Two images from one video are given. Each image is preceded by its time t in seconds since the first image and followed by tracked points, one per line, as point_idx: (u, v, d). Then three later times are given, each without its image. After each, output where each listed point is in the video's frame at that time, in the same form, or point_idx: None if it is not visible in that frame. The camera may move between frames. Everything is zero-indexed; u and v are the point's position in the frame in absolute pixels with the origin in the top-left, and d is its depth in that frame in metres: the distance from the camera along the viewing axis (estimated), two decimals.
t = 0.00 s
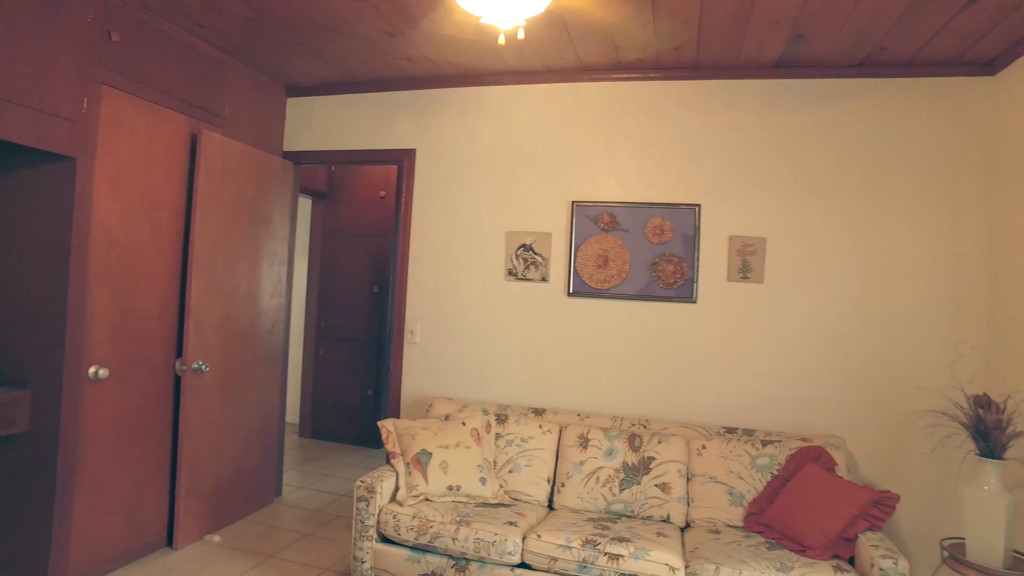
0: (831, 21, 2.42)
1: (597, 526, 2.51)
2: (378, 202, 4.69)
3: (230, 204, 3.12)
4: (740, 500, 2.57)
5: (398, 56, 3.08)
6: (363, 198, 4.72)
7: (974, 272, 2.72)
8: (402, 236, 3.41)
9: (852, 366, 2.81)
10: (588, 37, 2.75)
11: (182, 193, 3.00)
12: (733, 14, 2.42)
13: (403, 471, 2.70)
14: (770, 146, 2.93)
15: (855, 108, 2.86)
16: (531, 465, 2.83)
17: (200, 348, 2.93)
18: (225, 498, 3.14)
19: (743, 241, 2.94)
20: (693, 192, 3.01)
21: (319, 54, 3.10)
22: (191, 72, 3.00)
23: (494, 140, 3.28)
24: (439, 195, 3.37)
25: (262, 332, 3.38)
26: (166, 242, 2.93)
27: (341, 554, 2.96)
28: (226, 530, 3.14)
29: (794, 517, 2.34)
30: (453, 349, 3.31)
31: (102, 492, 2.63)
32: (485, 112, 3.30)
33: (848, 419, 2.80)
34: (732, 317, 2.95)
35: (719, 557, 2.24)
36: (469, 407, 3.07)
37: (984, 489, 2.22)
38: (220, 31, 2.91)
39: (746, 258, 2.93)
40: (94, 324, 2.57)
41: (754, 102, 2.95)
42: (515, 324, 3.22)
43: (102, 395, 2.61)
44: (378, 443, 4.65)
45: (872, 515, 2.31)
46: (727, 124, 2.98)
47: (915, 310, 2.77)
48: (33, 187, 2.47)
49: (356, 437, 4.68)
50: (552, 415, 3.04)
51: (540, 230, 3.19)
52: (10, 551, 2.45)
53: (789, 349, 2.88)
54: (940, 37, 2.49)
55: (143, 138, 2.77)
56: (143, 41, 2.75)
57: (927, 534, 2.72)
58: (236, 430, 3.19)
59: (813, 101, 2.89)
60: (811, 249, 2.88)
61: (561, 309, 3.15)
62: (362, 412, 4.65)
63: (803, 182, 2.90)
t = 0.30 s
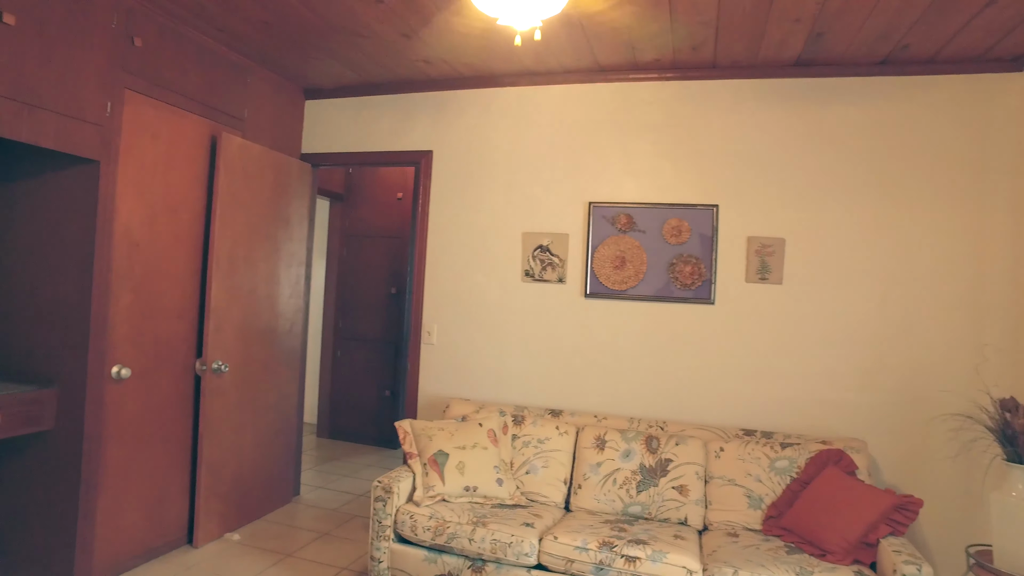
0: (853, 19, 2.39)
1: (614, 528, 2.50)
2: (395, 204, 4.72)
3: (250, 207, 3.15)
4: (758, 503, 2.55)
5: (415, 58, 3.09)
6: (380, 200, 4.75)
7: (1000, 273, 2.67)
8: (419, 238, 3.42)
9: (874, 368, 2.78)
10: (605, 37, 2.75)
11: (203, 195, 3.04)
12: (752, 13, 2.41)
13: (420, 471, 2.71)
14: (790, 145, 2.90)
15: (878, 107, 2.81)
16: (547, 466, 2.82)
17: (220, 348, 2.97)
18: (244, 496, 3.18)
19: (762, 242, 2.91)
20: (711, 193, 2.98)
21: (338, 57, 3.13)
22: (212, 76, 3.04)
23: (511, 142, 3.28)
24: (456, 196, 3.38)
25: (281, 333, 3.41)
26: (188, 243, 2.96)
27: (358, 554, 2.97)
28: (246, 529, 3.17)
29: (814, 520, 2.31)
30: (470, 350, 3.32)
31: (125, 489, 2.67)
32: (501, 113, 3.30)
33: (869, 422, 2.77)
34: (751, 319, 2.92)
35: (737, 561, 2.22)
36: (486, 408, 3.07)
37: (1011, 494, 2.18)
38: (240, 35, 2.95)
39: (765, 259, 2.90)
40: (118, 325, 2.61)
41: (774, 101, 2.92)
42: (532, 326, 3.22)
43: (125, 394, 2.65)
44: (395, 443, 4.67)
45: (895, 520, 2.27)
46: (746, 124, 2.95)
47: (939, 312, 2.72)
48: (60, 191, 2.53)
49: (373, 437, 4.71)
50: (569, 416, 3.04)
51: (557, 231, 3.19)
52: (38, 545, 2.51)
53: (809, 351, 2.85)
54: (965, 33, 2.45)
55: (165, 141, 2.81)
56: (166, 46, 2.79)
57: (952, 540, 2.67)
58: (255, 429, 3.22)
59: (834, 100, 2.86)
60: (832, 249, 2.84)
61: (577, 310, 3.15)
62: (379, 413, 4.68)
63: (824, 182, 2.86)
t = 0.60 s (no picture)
0: (874, 17, 2.36)
1: (631, 531, 2.49)
2: (413, 205, 4.74)
3: (269, 208, 3.18)
4: (778, 506, 2.52)
5: (432, 60, 3.11)
6: (398, 201, 4.77)
7: None
8: (436, 239, 3.43)
9: (897, 371, 2.73)
10: (623, 38, 2.74)
11: (223, 197, 3.07)
12: (771, 12, 2.39)
13: (437, 472, 2.72)
14: (810, 145, 2.87)
15: (901, 105, 2.77)
16: (565, 468, 2.82)
17: (240, 349, 3.00)
18: (263, 496, 3.20)
19: (781, 243, 2.88)
20: (730, 193, 2.96)
21: (356, 60, 3.14)
22: (232, 79, 3.07)
23: (528, 143, 3.28)
24: (473, 198, 3.39)
25: (299, 334, 3.44)
26: (208, 245, 3.00)
27: (375, 554, 2.98)
28: (264, 528, 3.20)
29: (834, 525, 2.28)
30: (487, 351, 3.32)
31: (148, 488, 2.71)
32: (518, 114, 3.30)
33: (892, 426, 2.73)
34: (771, 320, 2.89)
35: (756, 565, 2.20)
36: (503, 409, 3.07)
37: None
38: (260, 39, 2.98)
39: (785, 260, 2.87)
40: (140, 325, 2.65)
41: (794, 100, 2.89)
42: (549, 327, 3.21)
43: (147, 394, 2.69)
44: (412, 444, 4.69)
45: (918, 525, 2.22)
46: (765, 123, 2.92)
47: (965, 314, 2.67)
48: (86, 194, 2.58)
49: (390, 437, 4.73)
50: (586, 418, 3.03)
51: (574, 232, 3.18)
52: (64, 541, 2.56)
53: (830, 353, 2.81)
54: (991, 30, 2.41)
55: (186, 144, 2.84)
56: (188, 51, 2.83)
57: (978, 546, 2.62)
58: (274, 429, 3.25)
59: (855, 98, 2.82)
60: (854, 250, 2.81)
61: (595, 312, 3.14)
62: (396, 413, 4.70)
63: (845, 182, 2.83)
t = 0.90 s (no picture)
0: (896, 15, 2.33)
1: (649, 533, 2.47)
2: (430, 206, 4.76)
3: (288, 210, 3.21)
4: (798, 510, 2.49)
5: (448, 62, 3.12)
6: (415, 202, 4.80)
7: None
8: (453, 240, 3.45)
9: (921, 374, 2.69)
10: (641, 39, 2.73)
11: (243, 200, 3.10)
12: (791, 12, 2.37)
13: (454, 473, 2.72)
14: (831, 145, 2.83)
15: (924, 104, 2.73)
16: (582, 469, 2.81)
17: (259, 349, 3.03)
18: (282, 495, 3.23)
19: (801, 244, 2.85)
20: (749, 194, 2.93)
21: (374, 62, 3.16)
22: (252, 83, 3.11)
23: (545, 144, 3.28)
24: (489, 199, 3.39)
25: (318, 335, 3.46)
26: (229, 246, 3.03)
27: (393, 554, 2.99)
28: (283, 527, 3.22)
29: (856, 529, 2.25)
30: (504, 353, 3.32)
31: (170, 486, 2.74)
32: (535, 116, 3.30)
33: (916, 429, 2.69)
34: (791, 322, 2.86)
35: (776, 569, 2.17)
36: (520, 410, 3.07)
37: None
38: (279, 43, 3.00)
39: (804, 261, 2.84)
40: (162, 326, 2.69)
41: (814, 100, 2.86)
42: (566, 328, 3.21)
43: (168, 394, 2.72)
44: (429, 444, 4.71)
45: (943, 531, 2.19)
46: (785, 123, 2.90)
47: (991, 315, 2.63)
48: (111, 197, 2.64)
49: (407, 438, 4.75)
50: (604, 419, 3.02)
51: (592, 233, 3.17)
52: (88, 538, 2.61)
53: (851, 355, 2.78)
54: (1018, 26, 2.36)
55: (207, 147, 2.88)
56: (209, 55, 2.87)
57: (1005, 553, 2.57)
58: (293, 429, 3.28)
59: (877, 97, 2.78)
60: (876, 251, 2.77)
61: (612, 313, 3.13)
62: (413, 413, 4.72)
63: (867, 183, 2.79)
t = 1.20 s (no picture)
0: (919, 12, 2.30)
1: (666, 536, 2.46)
2: (447, 208, 4.77)
3: (307, 212, 3.24)
4: (818, 514, 2.46)
5: (465, 64, 3.12)
6: (433, 204, 4.81)
7: None
8: (470, 241, 3.45)
9: (945, 376, 2.65)
10: (658, 39, 2.72)
11: (262, 202, 3.13)
12: (810, 10, 2.35)
13: (471, 474, 2.73)
14: (853, 145, 2.80)
15: (949, 102, 2.69)
16: (599, 471, 2.80)
17: (278, 350, 3.05)
18: (300, 494, 3.25)
19: (821, 244, 2.82)
20: (768, 194, 2.91)
21: (391, 65, 3.18)
22: (271, 87, 3.14)
23: (562, 145, 3.28)
24: (506, 200, 3.39)
25: (336, 335, 3.48)
26: (249, 248, 3.06)
27: (410, 554, 3.00)
28: (301, 526, 3.24)
29: (878, 535, 2.22)
30: (521, 354, 3.32)
31: (190, 484, 2.78)
32: (552, 117, 3.30)
33: (940, 433, 2.64)
34: (811, 324, 2.83)
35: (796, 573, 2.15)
36: (537, 412, 3.07)
37: None
38: (298, 47, 3.03)
39: (824, 262, 2.81)
40: (183, 327, 2.72)
41: (836, 99, 2.83)
42: (583, 330, 3.20)
43: (189, 393, 2.76)
44: (446, 445, 4.72)
45: (969, 538, 2.13)
46: (805, 123, 2.87)
47: (1017, 318, 2.58)
48: (134, 200, 2.68)
49: (424, 438, 4.77)
50: (621, 421, 3.01)
51: (609, 234, 3.16)
52: (111, 535, 2.65)
53: (873, 358, 2.74)
54: None
55: (227, 150, 2.91)
56: (230, 59, 2.90)
57: None
58: (311, 429, 3.30)
59: (900, 96, 2.75)
60: (898, 252, 2.73)
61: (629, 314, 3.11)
62: (430, 414, 4.74)
63: (889, 183, 2.75)
